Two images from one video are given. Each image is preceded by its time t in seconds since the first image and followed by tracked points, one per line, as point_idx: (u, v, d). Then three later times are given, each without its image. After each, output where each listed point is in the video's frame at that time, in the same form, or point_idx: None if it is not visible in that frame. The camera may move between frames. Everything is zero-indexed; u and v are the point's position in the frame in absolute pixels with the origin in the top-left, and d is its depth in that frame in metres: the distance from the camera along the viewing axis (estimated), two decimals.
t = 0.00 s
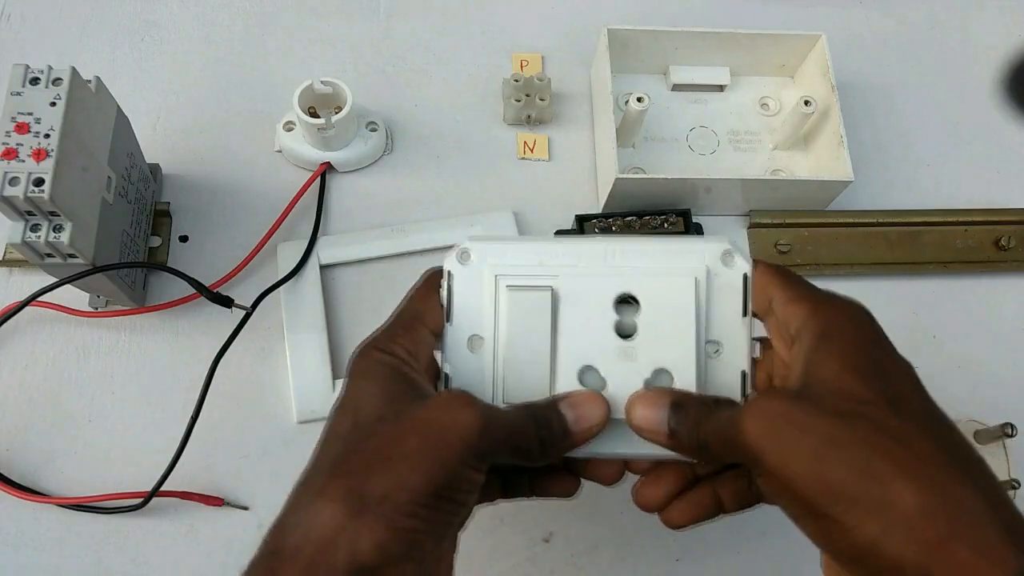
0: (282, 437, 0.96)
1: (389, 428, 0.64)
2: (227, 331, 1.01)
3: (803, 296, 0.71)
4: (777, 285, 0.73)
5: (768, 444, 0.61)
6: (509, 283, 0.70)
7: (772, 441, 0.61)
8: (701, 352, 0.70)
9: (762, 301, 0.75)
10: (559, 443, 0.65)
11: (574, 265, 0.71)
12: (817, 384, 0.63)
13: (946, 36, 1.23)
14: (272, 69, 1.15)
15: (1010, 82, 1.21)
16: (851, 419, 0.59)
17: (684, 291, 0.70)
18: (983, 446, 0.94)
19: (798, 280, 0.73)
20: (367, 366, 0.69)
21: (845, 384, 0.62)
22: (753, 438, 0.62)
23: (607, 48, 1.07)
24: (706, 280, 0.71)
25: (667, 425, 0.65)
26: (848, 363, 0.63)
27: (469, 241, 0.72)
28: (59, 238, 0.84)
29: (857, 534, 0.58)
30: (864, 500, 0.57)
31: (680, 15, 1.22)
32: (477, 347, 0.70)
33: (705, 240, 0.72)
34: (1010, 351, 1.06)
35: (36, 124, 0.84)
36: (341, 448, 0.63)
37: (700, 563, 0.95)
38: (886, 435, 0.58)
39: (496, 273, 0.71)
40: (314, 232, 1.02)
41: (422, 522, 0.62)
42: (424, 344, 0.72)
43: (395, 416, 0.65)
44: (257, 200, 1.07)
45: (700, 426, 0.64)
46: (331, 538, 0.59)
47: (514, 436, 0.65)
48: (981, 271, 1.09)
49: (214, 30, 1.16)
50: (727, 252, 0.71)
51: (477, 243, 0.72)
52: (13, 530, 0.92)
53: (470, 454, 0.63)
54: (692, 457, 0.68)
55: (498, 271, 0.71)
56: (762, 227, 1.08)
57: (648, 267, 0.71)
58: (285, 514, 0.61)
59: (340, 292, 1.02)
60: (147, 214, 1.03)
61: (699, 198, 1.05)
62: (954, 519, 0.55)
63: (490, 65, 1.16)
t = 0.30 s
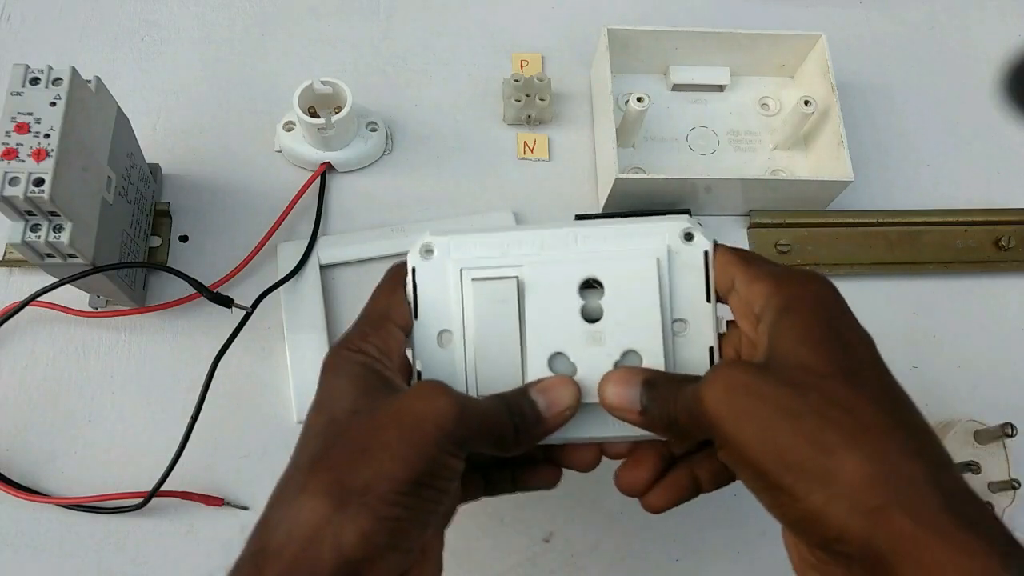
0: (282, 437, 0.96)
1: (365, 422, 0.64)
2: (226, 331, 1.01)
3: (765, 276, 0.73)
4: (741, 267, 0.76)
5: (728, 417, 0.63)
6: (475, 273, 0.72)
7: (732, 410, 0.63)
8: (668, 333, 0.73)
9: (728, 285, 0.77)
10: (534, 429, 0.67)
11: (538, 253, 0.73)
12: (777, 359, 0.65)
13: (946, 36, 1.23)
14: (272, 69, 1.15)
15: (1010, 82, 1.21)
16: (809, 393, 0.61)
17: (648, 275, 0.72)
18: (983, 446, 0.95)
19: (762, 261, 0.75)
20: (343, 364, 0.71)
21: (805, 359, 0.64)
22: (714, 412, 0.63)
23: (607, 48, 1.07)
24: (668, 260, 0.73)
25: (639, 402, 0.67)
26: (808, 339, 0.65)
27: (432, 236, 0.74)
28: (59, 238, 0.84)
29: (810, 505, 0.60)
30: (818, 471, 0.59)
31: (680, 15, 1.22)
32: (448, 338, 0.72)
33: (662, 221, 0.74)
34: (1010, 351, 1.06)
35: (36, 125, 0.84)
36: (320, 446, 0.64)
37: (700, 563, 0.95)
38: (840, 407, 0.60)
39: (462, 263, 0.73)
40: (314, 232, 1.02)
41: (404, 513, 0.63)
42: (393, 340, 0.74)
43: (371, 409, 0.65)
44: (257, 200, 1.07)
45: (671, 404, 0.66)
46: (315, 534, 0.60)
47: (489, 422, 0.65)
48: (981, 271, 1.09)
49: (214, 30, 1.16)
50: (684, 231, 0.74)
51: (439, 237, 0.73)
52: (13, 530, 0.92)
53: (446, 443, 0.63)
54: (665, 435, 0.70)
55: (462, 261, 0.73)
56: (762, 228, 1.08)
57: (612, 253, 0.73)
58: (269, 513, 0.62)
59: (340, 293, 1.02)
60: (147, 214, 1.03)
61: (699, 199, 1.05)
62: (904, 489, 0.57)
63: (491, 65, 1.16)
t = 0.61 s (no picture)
0: (282, 437, 0.96)
1: (363, 430, 0.65)
2: (226, 331, 1.01)
3: (760, 270, 0.73)
4: (735, 261, 0.75)
5: (732, 421, 0.63)
6: (467, 267, 0.72)
7: (733, 417, 0.63)
8: (660, 323, 0.72)
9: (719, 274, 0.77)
10: (533, 419, 0.67)
11: (529, 246, 0.73)
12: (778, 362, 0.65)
13: (947, 36, 1.23)
14: (272, 69, 1.15)
15: (1010, 81, 1.21)
16: (812, 398, 0.62)
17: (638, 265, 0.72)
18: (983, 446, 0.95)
19: (755, 255, 0.75)
20: (337, 369, 0.71)
21: (807, 362, 0.64)
22: (717, 415, 0.64)
23: (607, 48, 1.07)
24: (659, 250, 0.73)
25: (630, 391, 0.67)
26: (808, 342, 0.65)
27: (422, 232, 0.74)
28: (59, 238, 0.84)
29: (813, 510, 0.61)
30: (823, 477, 0.60)
31: (680, 15, 1.22)
32: (441, 331, 0.72)
33: (652, 213, 0.74)
34: (1010, 351, 1.06)
35: (36, 125, 0.84)
36: (317, 452, 0.64)
37: (699, 563, 0.95)
38: (841, 414, 0.61)
39: (453, 257, 0.73)
40: (314, 232, 1.02)
41: (403, 520, 0.64)
42: (388, 340, 0.73)
43: (368, 416, 0.66)
44: (257, 200, 1.07)
45: (663, 391, 0.66)
46: (316, 542, 0.60)
47: (489, 421, 0.65)
48: (981, 271, 1.09)
49: (214, 31, 1.16)
50: (675, 222, 0.74)
51: (431, 232, 0.73)
52: (14, 529, 0.92)
53: (446, 451, 0.64)
54: (658, 424, 0.70)
55: (453, 254, 0.73)
56: (762, 227, 1.08)
57: (603, 245, 0.73)
58: (268, 521, 0.63)
59: (340, 292, 1.02)
60: (147, 214, 1.03)
61: (699, 198, 1.05)
62: (908, 493, 0.58)
63: (490, 65, 1.16)
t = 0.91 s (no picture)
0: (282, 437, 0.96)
1: (334, 433, 0.64)
2: (226, 331, 1.01)
3: (763, 281, 0.74)
4: (742, 275, 0.75)
5: (743, 423, 0.62)
6: (469, 279, 0.72)
7: (746, 417, 0.62)
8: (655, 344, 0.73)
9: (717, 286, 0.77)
10: (511, 411, 0.66)
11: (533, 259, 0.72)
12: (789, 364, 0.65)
13: (946, 36, 1.23)
14: (272, 69, 1.15)
15: (1010, 81, 1.21)
16: (822, 401, 0.62)
17: (637, 285, 0.72)
18: (983, 445, 0.95)
19: (761, 267, 0.75)
20: (313, 353, 0.70)
21: (818, 365, 0.64)
22: (727, 416, 0.63)
23: (607, 48, 1.07)
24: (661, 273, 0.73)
25: (634, 357, 0.66)
26: (819, 345, 0.65)
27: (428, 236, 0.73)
28: (59, 238, 0.84)
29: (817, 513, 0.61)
30: (834, 485, 0.60)
31: (680, 15, 1.22)
32: (438, 343, 0.72)
33: (661, 235, 0.73)
34: (1010, 351, 1.06)
35: (36, 125, 0.84)
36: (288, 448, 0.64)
37: (699, 563, 0.95)
38: (853, 422, 0.61)
39: (457, 269, 0.72)
40: (314, 232, 1.02)
41: (370, 525, 0.64)
42: (376, 338, 0.75)
43: (339, 417, 0.65)
44: (257, 200, 1.07)
45: (667, 366, 0.65)
46: (280, 540, 0.62)
47: (461, 417, 0.64)
48: (981, 271, 1.09)
49: (214, 31, 1.16)
50: (683, 244, 0.73)
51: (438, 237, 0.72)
52: (13, 529, 0.92)
53: (416, 458, 0.64)
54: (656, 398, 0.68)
55: (457, 266, 0.72)
56: (762, 227, 1.08)
57: (607, 263, 0.72)
58: (233, 515, 0.63)
59: (340, 293, 1.02)
60: (147, 214, 1.03)
61: (699, 198, 1.05)
62: (915, 504, 0.59)
63: (490, 65, 1.16)
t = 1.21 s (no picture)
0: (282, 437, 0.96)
1: (332, 436, 0.64)
2: (226, 331, 1.01)
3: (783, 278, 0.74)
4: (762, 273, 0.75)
5: (773, 416, 0.62)
6: (478, 296, 0.72)
7: (773, 413, 0.62)
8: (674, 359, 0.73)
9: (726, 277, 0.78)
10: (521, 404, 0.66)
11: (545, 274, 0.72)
12: (817, 361, 0.65)
13: (946, 36, 1.23)
14: (272, 69, 1.15)
15: (1010, 81, 1.21)
16: (852, 401, 0.63)
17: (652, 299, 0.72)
18: (982, 445, 0.95)
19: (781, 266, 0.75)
20: (309, 350, 0.69)
21: (847, 365, 0.64)
22: (758, 410, 0.63)
23: (607, 48, 1.07)
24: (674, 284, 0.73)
25: (652, 365, 0.67)
26: (847, 345, 0.66)
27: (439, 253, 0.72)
28: (59, 238, 0.84)
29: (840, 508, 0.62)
30: (859, 483, 0.61)
31: (681, 15, 1.22)
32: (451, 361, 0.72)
33: (670, 243, 0.73)
34: (1010, 351, 1.06)
35: (36, 125, 0.84)
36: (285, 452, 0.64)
37: (700, 562, 0.95)
38: (878, 421, 0.62)
39: (469, 284, 0.72)
40: (314, 232, 1.02)
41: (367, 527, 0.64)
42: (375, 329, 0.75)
43: (338, 419, 0.65)
44: (257, 200, 1.07)
45: (687, 371, 0.66)
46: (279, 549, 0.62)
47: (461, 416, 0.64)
48: (981, 271, 1.09)
49: (214, 31, 1.16)
50: (693, 252, 0.73)
51: (447, 253, 0.72)
52: (13, 529, 0.92)
53: (414, 460, 0.64)
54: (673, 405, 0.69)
55: (466, 282, 0.72)
56: (762, 227, 1.08)
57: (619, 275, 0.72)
58: (228, 518, 0.63)
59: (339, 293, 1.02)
60: (147, 214, 1.03)
61: (699, 198, 1.05)
62: (934, 503, 0.60)
63: (490, 65, 1.16)
